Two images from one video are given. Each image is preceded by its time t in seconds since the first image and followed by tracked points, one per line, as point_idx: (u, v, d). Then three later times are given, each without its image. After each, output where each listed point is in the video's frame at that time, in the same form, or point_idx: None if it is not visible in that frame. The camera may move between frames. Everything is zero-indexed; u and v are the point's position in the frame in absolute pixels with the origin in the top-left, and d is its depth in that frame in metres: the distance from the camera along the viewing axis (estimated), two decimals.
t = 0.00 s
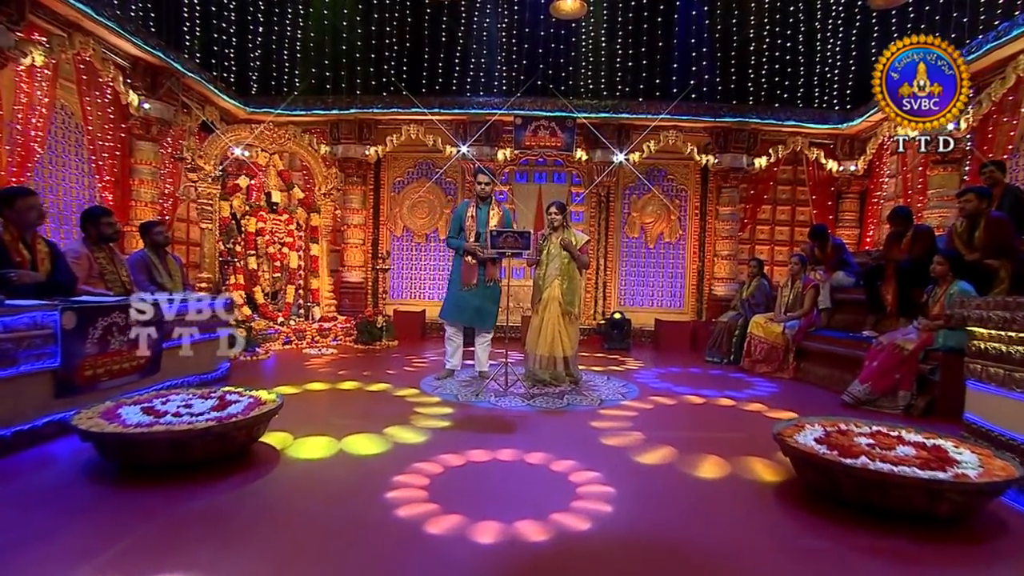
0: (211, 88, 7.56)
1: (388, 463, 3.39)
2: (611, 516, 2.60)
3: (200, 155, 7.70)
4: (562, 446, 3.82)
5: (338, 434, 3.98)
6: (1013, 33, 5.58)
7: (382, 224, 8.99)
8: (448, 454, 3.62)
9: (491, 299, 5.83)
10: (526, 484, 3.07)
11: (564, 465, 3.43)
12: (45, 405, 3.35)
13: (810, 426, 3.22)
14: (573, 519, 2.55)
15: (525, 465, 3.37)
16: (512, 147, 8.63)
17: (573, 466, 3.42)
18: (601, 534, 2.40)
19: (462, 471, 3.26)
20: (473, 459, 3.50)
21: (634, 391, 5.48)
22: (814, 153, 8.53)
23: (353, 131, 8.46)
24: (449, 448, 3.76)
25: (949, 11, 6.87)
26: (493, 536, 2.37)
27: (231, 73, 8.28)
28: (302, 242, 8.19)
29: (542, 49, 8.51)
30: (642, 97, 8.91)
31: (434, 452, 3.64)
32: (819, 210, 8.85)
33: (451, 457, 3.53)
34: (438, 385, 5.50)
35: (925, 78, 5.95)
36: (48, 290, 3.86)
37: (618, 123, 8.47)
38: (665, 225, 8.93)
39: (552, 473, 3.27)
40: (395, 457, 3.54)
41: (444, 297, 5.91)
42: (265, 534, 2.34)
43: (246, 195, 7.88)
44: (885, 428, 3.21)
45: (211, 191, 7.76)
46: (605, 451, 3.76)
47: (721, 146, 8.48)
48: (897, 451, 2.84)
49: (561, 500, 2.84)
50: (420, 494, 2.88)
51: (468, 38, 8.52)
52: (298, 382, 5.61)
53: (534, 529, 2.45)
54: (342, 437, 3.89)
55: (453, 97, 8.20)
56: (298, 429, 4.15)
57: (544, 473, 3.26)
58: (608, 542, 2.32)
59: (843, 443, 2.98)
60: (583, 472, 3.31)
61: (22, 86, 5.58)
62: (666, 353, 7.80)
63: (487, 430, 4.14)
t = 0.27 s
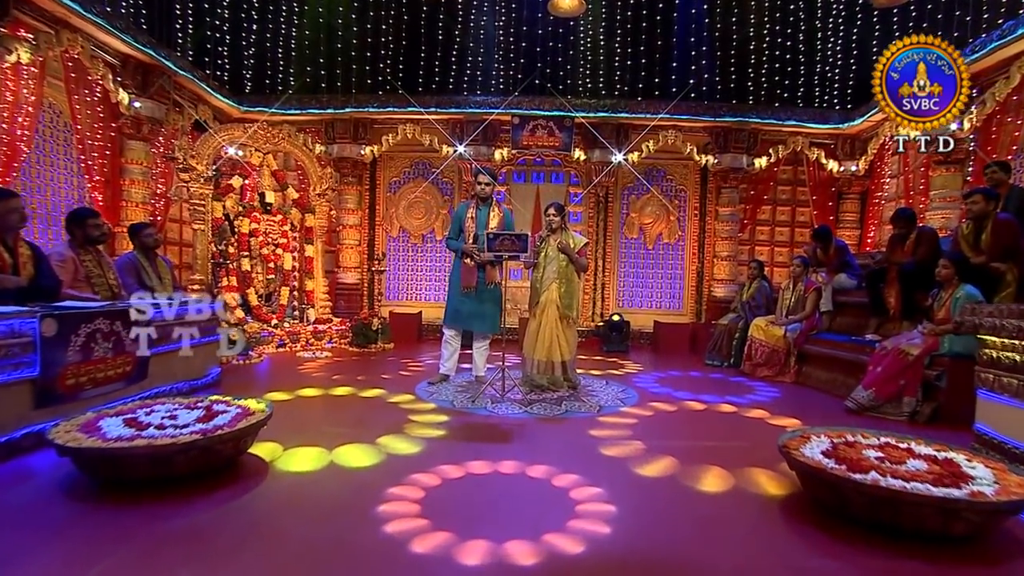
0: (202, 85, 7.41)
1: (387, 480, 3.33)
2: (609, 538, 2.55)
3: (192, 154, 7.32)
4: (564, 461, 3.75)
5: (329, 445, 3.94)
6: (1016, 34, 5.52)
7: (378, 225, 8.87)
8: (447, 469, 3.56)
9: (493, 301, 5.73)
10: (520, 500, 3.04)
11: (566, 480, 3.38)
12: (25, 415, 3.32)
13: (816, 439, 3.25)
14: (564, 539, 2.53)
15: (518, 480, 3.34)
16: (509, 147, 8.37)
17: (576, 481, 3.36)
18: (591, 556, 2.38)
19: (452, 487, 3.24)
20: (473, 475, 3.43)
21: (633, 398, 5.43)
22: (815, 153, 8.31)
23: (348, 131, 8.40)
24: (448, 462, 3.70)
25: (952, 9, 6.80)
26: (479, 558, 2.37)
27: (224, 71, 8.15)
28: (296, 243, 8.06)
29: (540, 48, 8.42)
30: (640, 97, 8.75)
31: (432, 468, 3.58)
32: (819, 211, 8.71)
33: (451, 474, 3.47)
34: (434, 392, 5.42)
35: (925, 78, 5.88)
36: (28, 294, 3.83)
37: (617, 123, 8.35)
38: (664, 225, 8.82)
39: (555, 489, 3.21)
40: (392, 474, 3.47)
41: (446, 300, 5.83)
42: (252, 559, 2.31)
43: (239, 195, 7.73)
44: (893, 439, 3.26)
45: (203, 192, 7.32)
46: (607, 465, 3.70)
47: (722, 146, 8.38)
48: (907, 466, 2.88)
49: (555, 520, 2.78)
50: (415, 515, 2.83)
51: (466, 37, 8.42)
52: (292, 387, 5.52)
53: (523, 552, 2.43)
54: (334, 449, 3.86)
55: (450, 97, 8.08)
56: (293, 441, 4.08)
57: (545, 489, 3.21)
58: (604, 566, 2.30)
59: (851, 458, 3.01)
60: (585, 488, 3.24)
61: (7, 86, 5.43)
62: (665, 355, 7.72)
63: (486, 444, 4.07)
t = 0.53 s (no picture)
0: (197, 85, 7.29)
1: (382, 494, 3.23)
2: (608, 558, 2.47)
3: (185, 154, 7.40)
4: (566, 473, 3.64)
5: (323, 455, 3.86)
6: None
7: (376, 226, 8.74)
8: (445, 482, 3.45)
9: (494, 304, 5.62)
10: (517, 516, 2.95)
11: (570, 495, 3.27)
12: (6, 426, 3.24)
13: (824, 451, 3.18)
14: (561, 560, 2.45)
15: (516, 493, 3.27)
16: (509, 147, 8.23)
17: (581, 496, 3.25)
18: None
19: (448, 502, 3.14)
20: (472, 490, 3.32)
21: (634, 404, 5.34)
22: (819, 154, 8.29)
23: (345, 131, 8.29)
24: (445, 475, 3.58)
25: (958, 7, 6.68)
26: None
27: (220, 70, 8.03)
28: (293, 244, 7.92)
29: (539, 47, 8.30)
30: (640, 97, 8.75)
31: (429, 481, 3.47)
32: (822, 211, 8.63)
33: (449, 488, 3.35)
34: (432, 398, 5.32)
35: (926, 79, 5.93)
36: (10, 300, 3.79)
37: (617, 123, 8.25)
38: (665, 226, 8.70)
39: (557, 504, 3.10)
40: (388, 488, 3.35)
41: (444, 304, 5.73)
42: None
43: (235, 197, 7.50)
44: (904, 451, 3.17)
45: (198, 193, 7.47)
46: (610, 477, 3.59)
47: (723, 146, 8.27)
48: (920, 480, 2.77)
49: (553, 541, 2.67)
50: (409, 534, 2.72)
51: (464, 35, 8.29)
52: (287, 393, 5.41)
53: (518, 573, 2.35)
54: (328, 459, 3.78)
55: (448, 96, 7.98)
56: (286, 451, 3.96)
57: (547, 505, 3.10)
58: None
59: (860, 470, 2.94)
60: (589, 504, 3.13)
61: None
62: (666, 358, 7.60)
63: (485, 456, 3.96)
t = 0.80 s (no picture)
0: (191, 84, 7.12)
1: (376, 511, 3.12)
2: None
3: (179, 153, 7.25)
4: (567, 489, 3.50)
5: (315, 468, 3.74)
6: None
7: (373, 228, 8.55)
8: (442, 499, 3.31)
9: (490, 308, 5.49)
10: (516, 537, 2.82)
11: (571, 511, 3.15)
12: None
13: (836, 466, 3.06)
14: None
15: (515, 509, 3.15)
16: (508, 147, 8.11)
17: (585, 514, 3.10)
18: None
19: (445, 520, 3.02)
20: (470, 508, 3.18)
21: (636, 412, 5.21)
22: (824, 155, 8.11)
23: (342, 130, 8.07)
24: (442, 490, 3.44)
25: (966, 4, 6.55)
26: None
27: (215, 69, 7.81)
28: (289, 245, 7.73)
29: (539, 45, 8.17)
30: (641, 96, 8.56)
31: (425, 498, 3.33)
32: (826, 212, 8.48)
33: (445, 507, 3.21)
34: (429, 405, 5.20)
35: (925, 79, 5.85)
36: None
37: (618, 122, 8.11)
38: (667, 227, 8.56)
39: (558, 524, 2.96)
40: (382, 505, 3.21)
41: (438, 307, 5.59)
42: None
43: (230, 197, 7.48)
44: (919, 465, 3.06)
45: (191, 194, 7.26)
46: (614, 493, 3.44)
47: (726, 146, 8.12)
48: (938, 499, 2.65)
49: (553, 567, 2.53)
50: (403, 557, 2.60)
51: (463, 33, 8.16)
52: (280, 399, 5.27)
53: None
54: (321, 472, 3.67)
55: (447, 94, 7.84)
56: (277, 465, 3.82)
57: (549, 525, 2.95)
58: None
59: (873, 487, 2.82)
60: (590, 522, 3.01)
61: None
62: (668, 362, 7.46)
63: (484, 471, 3.81)
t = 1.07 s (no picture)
0: (185, 83, 6.93)
1: (371, 527, 3.00)
2: None
3: (173, 155, 7.03)
4: (569, 505, 3.36)
5: (308, 481, 3.62)
6: None
7: (371, 228, 8.38)
8: (438, 515, 3.18)
9: (484, 309, 5.34)
10: (516, 556, 2.71)
11: (573, 527, 3.04)
12: None
13: (850, 482, 2.94)
14: None
15: (516, 526, 3.03)
16: (508, 146, 7.94)
17: (587, 532, 2.98)
18: None
19: (442, 537, 2.91)
20: (467, 526, 3.04)
21: (640, 420, 5.10)
22: (830, 154, 7.92)
23: (340, 129, 7.96)
24: (438, 506, 3.31)
25: None
26: None
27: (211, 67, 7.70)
28: (285, 246, 7.54)
29: (541, 43, 8.01)
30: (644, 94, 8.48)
31: (420, 514, 3.20)
32: (832, 213, 8.31)
33: (441, 524, 3.07)
34: (427, 412, 5.08)
35: (926, 79, 5.83)
36: None
37: (621, 121, 7.97)
38: (670, 228, 8.41)
39: (560, 543, 2.84)
40: (374, 522, 3.07)
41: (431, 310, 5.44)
42: None
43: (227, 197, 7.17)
44: (937, 482, 2.94)
45: (186, 194, 7.05)
46: (616, 509, 3.30)
47: (731, 145, 7.96)
48: (960, 520, 2.53)
49: None
50: None
51: (463, 31, 8.01)
52: (274, 406, 5.14)
53: None
54: (313, 486, 3.55)
55: (446, 93, 7.70)
56: (268, 477, 3.69)
57: (549, 545, 2.81)
58: None
59: (890, 505, 2.70)
60: (593, 539, 2.90)
61: None
62: (671, 365, 7.32)
63: (482, 484, 3.67)
